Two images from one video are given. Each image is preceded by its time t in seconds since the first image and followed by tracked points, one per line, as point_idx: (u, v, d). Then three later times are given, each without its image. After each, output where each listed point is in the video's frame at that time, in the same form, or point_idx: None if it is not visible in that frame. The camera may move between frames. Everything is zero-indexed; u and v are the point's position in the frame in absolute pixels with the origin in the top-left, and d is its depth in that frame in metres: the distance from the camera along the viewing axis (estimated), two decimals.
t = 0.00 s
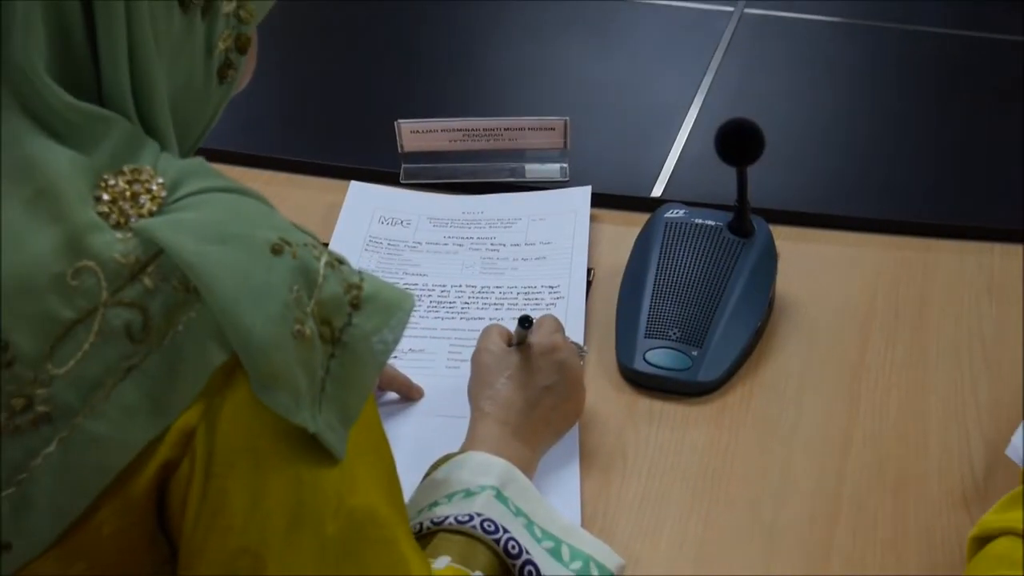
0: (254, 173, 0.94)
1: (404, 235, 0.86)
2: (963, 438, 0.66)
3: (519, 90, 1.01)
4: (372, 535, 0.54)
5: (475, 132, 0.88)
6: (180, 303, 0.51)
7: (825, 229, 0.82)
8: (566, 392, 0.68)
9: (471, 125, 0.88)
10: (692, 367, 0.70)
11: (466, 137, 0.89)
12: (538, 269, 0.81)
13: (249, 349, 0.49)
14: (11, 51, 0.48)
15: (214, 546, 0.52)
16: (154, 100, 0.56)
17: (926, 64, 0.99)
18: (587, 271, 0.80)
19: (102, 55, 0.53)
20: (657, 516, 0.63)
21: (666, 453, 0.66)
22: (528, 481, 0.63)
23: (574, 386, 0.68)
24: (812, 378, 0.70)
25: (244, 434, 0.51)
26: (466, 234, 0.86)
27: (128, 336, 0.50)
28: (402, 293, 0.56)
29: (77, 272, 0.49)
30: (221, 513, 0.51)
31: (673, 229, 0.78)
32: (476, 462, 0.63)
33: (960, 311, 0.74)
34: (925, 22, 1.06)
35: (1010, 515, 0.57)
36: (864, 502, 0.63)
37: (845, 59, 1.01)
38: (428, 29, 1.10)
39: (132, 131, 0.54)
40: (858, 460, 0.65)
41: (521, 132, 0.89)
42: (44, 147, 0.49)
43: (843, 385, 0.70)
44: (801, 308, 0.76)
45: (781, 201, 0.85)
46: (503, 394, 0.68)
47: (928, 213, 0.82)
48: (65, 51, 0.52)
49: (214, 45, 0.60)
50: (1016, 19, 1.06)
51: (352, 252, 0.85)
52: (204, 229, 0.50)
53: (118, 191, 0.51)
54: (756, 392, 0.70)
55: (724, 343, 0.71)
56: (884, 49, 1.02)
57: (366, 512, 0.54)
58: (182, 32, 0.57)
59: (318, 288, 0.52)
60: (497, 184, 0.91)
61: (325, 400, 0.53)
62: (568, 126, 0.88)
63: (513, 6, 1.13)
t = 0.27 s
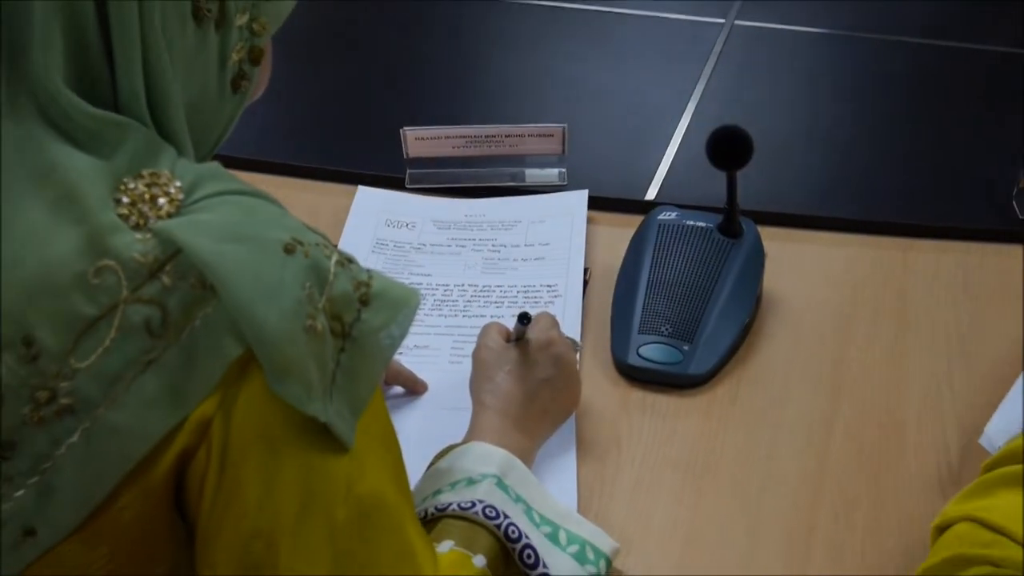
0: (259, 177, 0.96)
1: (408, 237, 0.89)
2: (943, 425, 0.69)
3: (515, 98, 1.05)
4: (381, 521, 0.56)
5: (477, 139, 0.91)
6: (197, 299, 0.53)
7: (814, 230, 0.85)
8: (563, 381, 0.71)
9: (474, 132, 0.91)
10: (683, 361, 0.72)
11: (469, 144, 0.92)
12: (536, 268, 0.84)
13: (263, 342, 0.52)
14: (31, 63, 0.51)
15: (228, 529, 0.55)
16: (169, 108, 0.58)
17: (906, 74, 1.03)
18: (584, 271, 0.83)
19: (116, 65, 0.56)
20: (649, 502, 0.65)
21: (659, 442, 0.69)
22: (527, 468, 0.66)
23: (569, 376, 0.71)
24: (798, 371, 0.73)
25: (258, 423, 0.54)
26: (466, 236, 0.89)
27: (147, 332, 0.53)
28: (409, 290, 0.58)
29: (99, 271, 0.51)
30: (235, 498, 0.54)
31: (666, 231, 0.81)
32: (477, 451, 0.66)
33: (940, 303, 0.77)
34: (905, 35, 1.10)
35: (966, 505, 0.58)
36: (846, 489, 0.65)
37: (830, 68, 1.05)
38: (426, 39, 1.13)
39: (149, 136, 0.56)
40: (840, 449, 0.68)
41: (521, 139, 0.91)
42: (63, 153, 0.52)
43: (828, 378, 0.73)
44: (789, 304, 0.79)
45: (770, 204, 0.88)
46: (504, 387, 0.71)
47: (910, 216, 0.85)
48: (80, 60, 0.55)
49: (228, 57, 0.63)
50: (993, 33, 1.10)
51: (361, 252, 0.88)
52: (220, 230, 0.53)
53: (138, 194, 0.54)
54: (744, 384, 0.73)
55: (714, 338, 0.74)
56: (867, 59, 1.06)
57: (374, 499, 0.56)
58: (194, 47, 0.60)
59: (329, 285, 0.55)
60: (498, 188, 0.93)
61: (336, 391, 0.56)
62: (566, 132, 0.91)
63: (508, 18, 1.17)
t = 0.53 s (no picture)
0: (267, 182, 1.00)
1: (414, 239, 0.93)
2: (920, 414, 0.72)
3: (512, 108, 1.09)
4: (390, 502, 0.60)
5: (479, 146, 0.95)
6: (216, 295, 0.57)
7: (800, 232, 0.89)
8: (556, 373, 0.75)
9: (476, 140, 0.94)
10: (674, 355, 0.76)
11: (471, 151, 0.95)
12: (534, 268, 0.88)
13: (277, 335, 0.55)
14: (60, 74, 0.54)
15: (246, 511, 0.58)
16: (189, 117, 0.62)
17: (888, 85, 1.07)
18: (581, 271, 0.87)
19: (141, 76, 0.59)
20: (642, 488, 0.69)
21: (651, 431, 0.73)
22: (525, 456, 0.70)
23: (563, 368, 0.75)
24: (782, 366, 0.77)
25: (275, 411, 0.58)
26: (467, 238, 0.92)
27: (169, 326, 0.56)
28: (416, 287, 0.62)
29: (123, 270, 0.55)
30: (253, 481, 0.57)
31: (657, 233, 0.85)
32: (480, 440, 0.69)
33: (917, 302, 0.81)
34: (888, 47, 1.14)
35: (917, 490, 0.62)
36: (828, 474, 0.69)
37: (816, 79, 1.09)
38: (426, 52, 1.18)
39: (170, 143, 0.60)
40: (823, 438, 0.71)
41: (521, 146, 0.95)
42: (87, 159, 0.55)
43: (811, 371, 0.76)
44: (775, 301, 0.82)
45: (758, 207, 0.92)
46: (502, 378, 0.75)
47: (890, 220, 0.89)
48: (107, 73, 0.59)
49: (245, 69, 0.67)
50: (972, 45, 1.14)
51: (369, 253, 0.91)
52: (238, 230, 0.56)
53: (160, 197, 0.57)
54: (732, 378, 0.76)
55: (703, 333, 0.77)
56: (851, 70, 1.10)
57: (383, 484, 0.60)
58: (213, 61, 0.64)
59: (340, 282, 0.59)
60: (498, 193, 0.97)
61: (347, 380, 0.59)
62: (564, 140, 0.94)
63: (505, 32, 1.21)
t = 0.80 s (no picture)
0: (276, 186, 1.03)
1: (420, 241, 0.96)
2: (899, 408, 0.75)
3: (510, 116, 1.12)
4: (397, 488, 0.63)
5: (483, 153, 0.99)
6: (231, 291, 0.60)
7: (788, 233, 0.92)
8: (558, 368, 0.78)
9: (480, 147, 0.98)
10: (665, 350, 0.79)
11: (476, 157, 0.99)
12: (534, 268, 0.91)
13: (289, 329, 0.58)
14: (84, 83, 0.58)
15: (262, 497, 0.61)
16: (206, 124, 0.66)
17: (871, 98, 1.11)
18: (578, 270, 0.90)
19: (162, 84, 0.63)
20: (636, 476, 0.72)
21: (644, 422, 0.76)
22: (525, 447, 0.73)
23: (565, 364, 0.78)
24: (771, 361, 0.80)
25: (287, 401, 0.61)
26: (471, 240, 0.95)
27: (187, 321, 0.59)
28: (420, 282, 0.65)
29: (143, 268, 0.58)
30: (268, 468, 0.60)
31: (651, 235, 0.88)
32: (482, 431, 0.73)
33: (897, 298, 0.85)
34: (874, 61, 1.19)
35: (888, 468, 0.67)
36: (811, 463, 0.72)
37: (804, 90, 1.13)
38: (428, 64, 1.22)
39: (187, 149, 0.64)
40: (807, 429, 0.74)
41: (522, 153, 0.99)
42: (109, 164, 0.59)
43: (794, 365, 0.79)
44: (763, 300, 0.86)
45: (747, 210, 0.95)
46: (507, 372, 0.78)
47: (875, 222, 0.93)
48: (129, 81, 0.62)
49: (259, 80, 0.71)
50: (954, 60, 1.18)
51: (378, 255, 0.94)
52: (251, 230, 0.60)
53: (177, 199, 0.61)
54: (722, 373, 0.79)
55: (694, 330, 0.81)
56: (836, 83, 1.14)
57: (389, 469, 0.63)
58: (229, 72, 0.68)
59: (348, 278, 0.62)
60: (498, 197, 1.00)
61: (355, 371, 0.62)
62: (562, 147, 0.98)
63: (504, 45, 1.25)
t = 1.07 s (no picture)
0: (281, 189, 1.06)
1: (423, 242, 0.98)
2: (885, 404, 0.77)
3: (507, 121, 1.14)
4: (400, 481, 0.65)
5: (483, 157, 1.01)
6: (240, 289, 0.62)
7: (780, 235, 0.94)
8: (555, 364, 0.80)
9: (480, 151, 1.01)
10: (660, 348, 0.81)
11: (476, 161, 1.01)
12: (534, 269, 0.93)
13: (296, 326, 0.60)
14: (98, 85, 0.60)
15: (270, 488, 0.63)
16: (216, 127, 0.68)
17: (862, 104, 1.13)
18: (576, 271, 0.92)
19: (173, 87, 0.65)
20: (632, 471, 0.74)
21: (641, 418, 0.78)
22: (524, 441, 0.75)
23: (562, 360, 0.80)
24: (764, 360, 0.82)
25: (294, 396, 0.62)
26: (472, 241, 0.98)
27: (197, 318, 0.62)
28: (423, 281, 0.67)
29: (155, 267, 0.60)
30: (276, 460, 0.62)
31: (645, 236, 0.90)
32: (482, 426, 0.75)
33: (885, 300, 0.87)
34: (864, 67, 1.21)
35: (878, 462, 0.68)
36: (801, 459, 0.74)
37: (795, 97, 1.15)
38: (427, 70, 1.24)
39: (197, 151, 0.66)
40: (798, 425, 0.76)
41: (521, 157, 1.01)
42: (123, 166, 0.61)
43: (785, 363, 0.81)
44: (755, 299, 0.88)
45: (741, 212, 0.97)
46: (505, 368, 0.80)
47: (866, 225, 0.95)
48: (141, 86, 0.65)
49: (267, 85, 0.73)
50: (941, 66, 1.21)
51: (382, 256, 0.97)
52: (259, 230, 0.62)
53: (188, 200, 0.63)
54: (715, 370, 0.81)
55: (688, 329, 0.83)
56: (828, 89, 1.17)
57: (393, 464, 0.64)
58: (238, 78, 0.70)
59: (353, 277, 0.64)
60: (498, 200, 1.03)
61: (360, 367, 0.64)
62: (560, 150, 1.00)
63: (501, 52, 1.27)
